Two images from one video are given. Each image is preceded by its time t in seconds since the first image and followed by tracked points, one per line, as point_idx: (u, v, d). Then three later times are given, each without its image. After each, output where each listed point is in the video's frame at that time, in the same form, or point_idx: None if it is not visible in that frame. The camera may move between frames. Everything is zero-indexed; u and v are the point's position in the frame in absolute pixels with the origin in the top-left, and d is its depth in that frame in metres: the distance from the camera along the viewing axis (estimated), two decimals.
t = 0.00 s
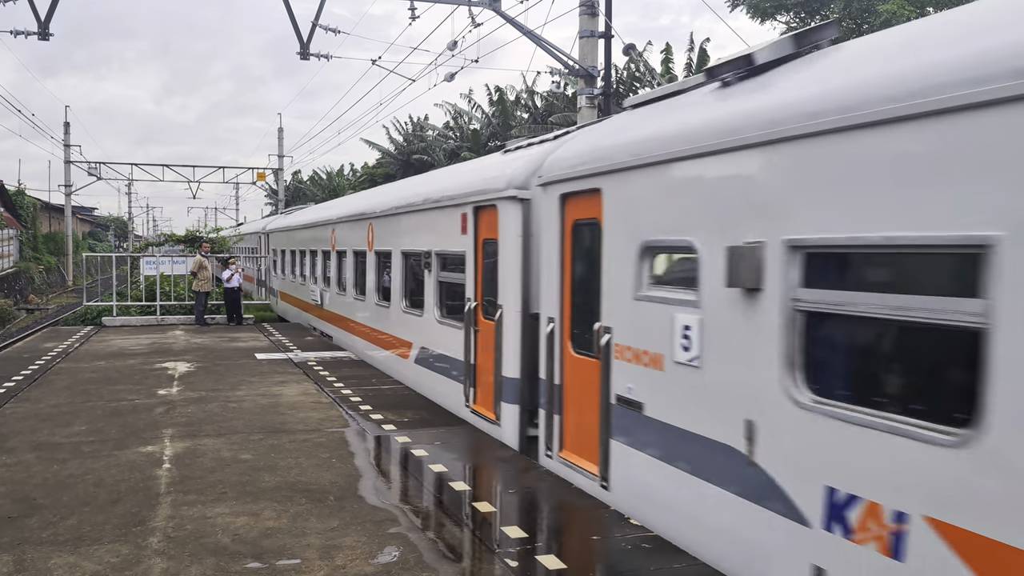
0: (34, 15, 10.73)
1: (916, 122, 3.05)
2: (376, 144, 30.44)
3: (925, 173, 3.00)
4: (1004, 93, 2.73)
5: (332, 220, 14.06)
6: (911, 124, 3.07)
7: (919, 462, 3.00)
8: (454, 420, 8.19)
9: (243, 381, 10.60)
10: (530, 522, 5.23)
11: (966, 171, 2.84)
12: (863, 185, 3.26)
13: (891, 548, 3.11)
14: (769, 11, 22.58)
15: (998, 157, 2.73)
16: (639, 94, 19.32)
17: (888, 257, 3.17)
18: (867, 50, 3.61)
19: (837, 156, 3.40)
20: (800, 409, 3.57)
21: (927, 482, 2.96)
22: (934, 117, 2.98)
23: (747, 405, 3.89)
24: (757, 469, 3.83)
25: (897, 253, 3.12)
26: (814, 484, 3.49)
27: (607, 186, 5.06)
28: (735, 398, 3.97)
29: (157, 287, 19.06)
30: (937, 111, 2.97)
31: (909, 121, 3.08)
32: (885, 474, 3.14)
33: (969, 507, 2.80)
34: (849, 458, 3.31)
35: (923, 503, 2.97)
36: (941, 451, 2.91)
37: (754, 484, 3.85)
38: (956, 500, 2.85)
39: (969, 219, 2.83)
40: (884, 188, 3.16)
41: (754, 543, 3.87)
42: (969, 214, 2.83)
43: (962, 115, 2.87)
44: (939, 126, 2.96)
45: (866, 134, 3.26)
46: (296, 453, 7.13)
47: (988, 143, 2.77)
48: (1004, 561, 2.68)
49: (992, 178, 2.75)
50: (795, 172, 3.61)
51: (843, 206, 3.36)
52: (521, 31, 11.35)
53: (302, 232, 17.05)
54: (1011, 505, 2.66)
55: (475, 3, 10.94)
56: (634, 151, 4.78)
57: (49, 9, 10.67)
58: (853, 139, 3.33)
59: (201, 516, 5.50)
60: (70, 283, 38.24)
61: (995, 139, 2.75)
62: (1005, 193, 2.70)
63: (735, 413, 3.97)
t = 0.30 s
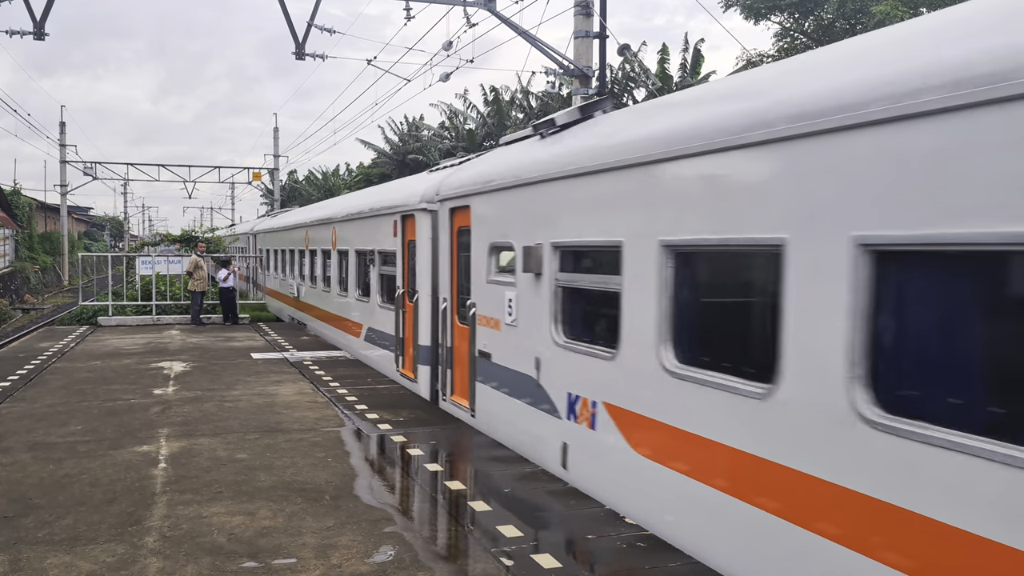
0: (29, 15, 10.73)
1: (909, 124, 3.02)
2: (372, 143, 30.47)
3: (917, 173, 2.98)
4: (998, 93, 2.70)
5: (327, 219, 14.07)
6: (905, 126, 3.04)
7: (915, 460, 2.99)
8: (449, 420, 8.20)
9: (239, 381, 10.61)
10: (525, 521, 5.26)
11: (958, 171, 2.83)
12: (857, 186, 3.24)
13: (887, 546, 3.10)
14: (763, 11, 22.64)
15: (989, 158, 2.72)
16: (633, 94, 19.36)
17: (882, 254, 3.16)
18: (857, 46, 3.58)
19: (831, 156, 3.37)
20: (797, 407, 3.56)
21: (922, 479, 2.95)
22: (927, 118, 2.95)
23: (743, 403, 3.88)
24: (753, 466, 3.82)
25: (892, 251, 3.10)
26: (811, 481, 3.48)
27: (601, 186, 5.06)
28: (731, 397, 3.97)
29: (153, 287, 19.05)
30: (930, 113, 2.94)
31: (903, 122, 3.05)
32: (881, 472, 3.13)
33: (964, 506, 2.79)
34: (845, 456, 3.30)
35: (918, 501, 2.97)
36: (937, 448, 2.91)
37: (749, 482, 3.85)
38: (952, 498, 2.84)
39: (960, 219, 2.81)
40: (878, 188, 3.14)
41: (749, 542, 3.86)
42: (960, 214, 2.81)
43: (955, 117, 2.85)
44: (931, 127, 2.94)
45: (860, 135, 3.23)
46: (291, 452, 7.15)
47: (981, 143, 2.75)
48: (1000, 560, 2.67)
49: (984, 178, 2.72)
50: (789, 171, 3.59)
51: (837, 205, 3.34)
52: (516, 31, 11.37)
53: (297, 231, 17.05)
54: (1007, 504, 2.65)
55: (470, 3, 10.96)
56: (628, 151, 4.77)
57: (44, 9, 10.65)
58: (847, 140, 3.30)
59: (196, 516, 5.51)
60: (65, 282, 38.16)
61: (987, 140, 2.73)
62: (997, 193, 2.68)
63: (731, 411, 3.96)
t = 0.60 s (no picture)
0: (24, 14, 10.71)
1: (907, 122, 3.02)
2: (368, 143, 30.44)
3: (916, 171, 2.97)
4: (996, 92, 2.69)
5: (323, 219, 14.06)
6: (903, 125, 3.03)
7: (911, 457, 2.97)
8: (445, 419, 8.20)
9: (235, 380, 10.60)
10: (520, 521, 5.26)
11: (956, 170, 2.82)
12: (854, 185, 3.22)
13: (882, 545, 3.09)
14: (758, 12, 22.67)
15: (987, 156, 2.71)
16: (629, 94, 19.38)
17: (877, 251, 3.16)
18: (852, 46, 3.57)
19: (827, 155, 3.36)
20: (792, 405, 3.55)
21: (918, 477, 2.94)
22: (927, 118, 2.94)
23: (737, 402, 3.87)
24: (748, 465, 3.80)
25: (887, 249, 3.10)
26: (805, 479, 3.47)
27: (596, 186, 5.06)
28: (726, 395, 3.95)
29: (148, 286, 19.02)
30: (929, 112, 2.93)
31: (901, 121, 3.04)
32: (877, 470, 3.11)
33: (961, 503, 2.78)
34: (841, 454, 3.29)
35: (915, 498, 2.96)
36: (932, 446, 2.90)
37: (744, 482, 3.82)
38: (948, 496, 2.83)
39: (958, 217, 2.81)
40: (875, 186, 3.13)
41: (744, 542, 3.84)
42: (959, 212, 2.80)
43: (954, 117, 2.84)
44: (930, 126, 2.93)
45: (858, 134, 3.22)
46: (287, 452, 7.15)
47: (980, 141, 2.74)
48: (997, 558, 2.66)
49: (983, 177, 2.72)
50: (786, 170, 3.57)
51: (834, 203, 3.33)
52: (512, 31, 11.40)
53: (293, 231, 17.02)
54: (1005, 501, 2.64)
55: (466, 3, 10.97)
56: (623, 150, 4.76)
57: (39, 8, 10.64)
58: (844, 139, 3.29)
59: (192, 515, 5.51)
60: (60, 282, 38.08)
61: (985, 139, 2.72)
62: (994, 192, 2.68)
63: (725, 411, 3.94)
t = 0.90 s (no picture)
0: (19, 13, 10.68)
1: (905, 123, 3.01)
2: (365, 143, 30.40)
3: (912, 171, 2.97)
4: (994, 93, 2.68)
5: (319, 218, 14.04)
6: (901, 124, 3.03)
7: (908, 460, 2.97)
8: (442, 419, 8.19)
9: (231, 380, 10.58)
10: (517, 521, 5.26)
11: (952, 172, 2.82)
12: (852, 186, 3.22)
13: (879, 545, 3.10)
14: (755, 12, 22.68)
15: (985, 157, 2.71)
16: (626, 94, 19.38)
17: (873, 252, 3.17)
18: (849, 45, 3.55)
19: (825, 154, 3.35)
20: (787, 406, 3.57)
21: (915, 480, 2.94)
22: (923, 118, 2.94)
23: (735, 402, 3.87)
24: (745, 466, 3.81)
25: (885, 249, 3.10)
26: (802, 480, 3.47)
27: (594, 185, 5.05)
28: (722, 395, 3.96)
29: (144, 286, 18.97)
30: (927, 111, 2.92)
31: (900, 121, 3.03)
32: (875, 471, 3.11)
33: (957, 505, 2.79)
34: (839, 456, 3.29)
35: (913, 501, 2.95)
36: (931, 447, 2.89)
37: (742, 482, 3.83)
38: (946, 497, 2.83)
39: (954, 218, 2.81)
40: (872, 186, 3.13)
41: (740, 541, 3.85)
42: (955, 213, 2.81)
43: (950, 117, 2.84)
44: (926, 127, 2.93)
45: (856, 133, 3.21)
46: (283, 452, 7.14)
47: (975, 143, 2.74)
48: (994, 559, 2.67)
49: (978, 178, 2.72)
50: (785, 171, 3.57)
51: (831, 204, 3.33)
52: (509, 30, 11.39)
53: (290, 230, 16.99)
54: (1000, 503, 2.64)
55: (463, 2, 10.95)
56: (620, 150, 4.75)
57: (35, 8, 10.62)
58: (843, 139, 3.28)
59: (188, 515, 5.50)
60: (56, 282, 37.99)
61: (982, 141, 2.72)
62: (994, 193, 2.67)
63: (722, 411, 3.95)
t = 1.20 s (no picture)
0: (18, 13, 10.67)
1: (904, 124, 3.00)
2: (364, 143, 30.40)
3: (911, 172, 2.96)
4: (994, 93, 2.67)
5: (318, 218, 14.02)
6: (899, 125, 3.02)
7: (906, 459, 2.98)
8: (441, 420, 8.19)
9: (230, 380, 10.57)
10: (516, 521, 5.26)
11: (949, 173, 2.82)
12: (851, 186, 3.21)
13: (878, 544, 3.10)
14: (755, 12, 22.66)
15: (983, 159, 2.70)
16: (626, 94, 19.38)
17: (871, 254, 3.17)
18: (849, 45, 3.53)
19: (823, 155, 3.35)
20: (785, 405, 3.57)
21: (913, 480, 2.95)
22: (921, 119, 2.93)
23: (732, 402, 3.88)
24: (744, 465, 3.81)
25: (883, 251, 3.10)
26: (800, 479, 3.48)
27: (593, 185, 5.05)
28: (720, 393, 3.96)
29: (144, 286, 18.97)
30: (927, 112, 2.91)
31: (899, 121, 3.01)
32: (873, 470, 3.12)
33: (956, 506, 2.79)
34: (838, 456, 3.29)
35: (910, 501, 2.96)
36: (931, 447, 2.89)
37: (741, 481, 3.83)
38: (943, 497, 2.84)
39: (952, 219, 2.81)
40: (870, 188, 3.13)
41: (739, 539, 3.85)
42: (953, 214, 2.80)
43: (950, 118, 2.82)
44: (924, 127, 2.92)
45: (855, 133, 3.20)
46: (283, 452, 7.14)
47: (973, 144, 2.74)
48: (992, 560, 2.67)
49: (976, 179, 2.71)
50: (781, 171, 3.56)
51: (828, 205, 3.33)
52: (508, 30, 11.39)
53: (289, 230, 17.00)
54: (998, 504, 2.65)
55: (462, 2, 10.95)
56: (618, 150, 4.74)
57: (35, 8, 10.62)
58: (841, 139, 3.27)
59: (187, 515, 5.50)
60: (55, 282, 37.97)
61: (980, 141, 2.72)
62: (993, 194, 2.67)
63: (720, 410, 3.96)
